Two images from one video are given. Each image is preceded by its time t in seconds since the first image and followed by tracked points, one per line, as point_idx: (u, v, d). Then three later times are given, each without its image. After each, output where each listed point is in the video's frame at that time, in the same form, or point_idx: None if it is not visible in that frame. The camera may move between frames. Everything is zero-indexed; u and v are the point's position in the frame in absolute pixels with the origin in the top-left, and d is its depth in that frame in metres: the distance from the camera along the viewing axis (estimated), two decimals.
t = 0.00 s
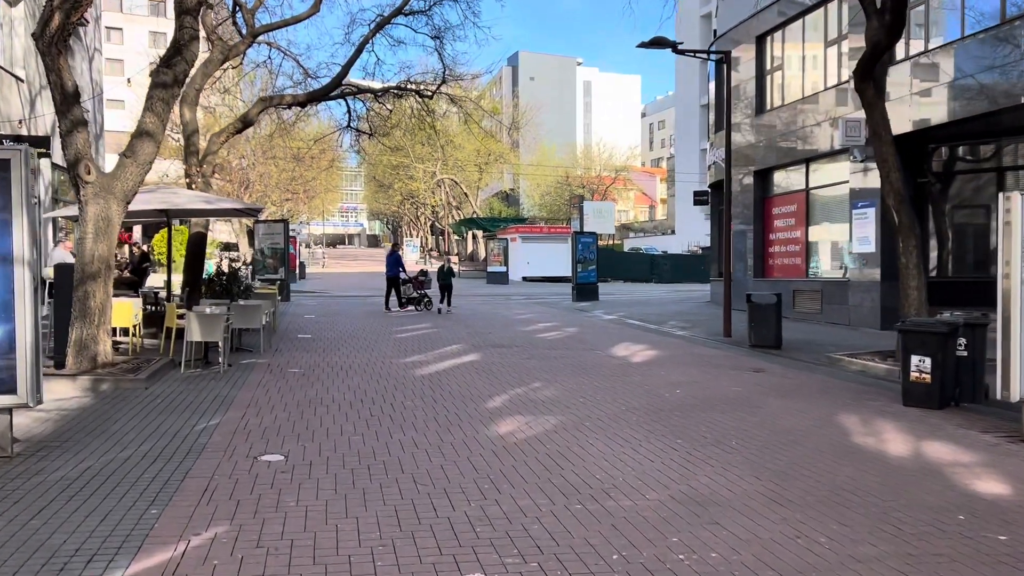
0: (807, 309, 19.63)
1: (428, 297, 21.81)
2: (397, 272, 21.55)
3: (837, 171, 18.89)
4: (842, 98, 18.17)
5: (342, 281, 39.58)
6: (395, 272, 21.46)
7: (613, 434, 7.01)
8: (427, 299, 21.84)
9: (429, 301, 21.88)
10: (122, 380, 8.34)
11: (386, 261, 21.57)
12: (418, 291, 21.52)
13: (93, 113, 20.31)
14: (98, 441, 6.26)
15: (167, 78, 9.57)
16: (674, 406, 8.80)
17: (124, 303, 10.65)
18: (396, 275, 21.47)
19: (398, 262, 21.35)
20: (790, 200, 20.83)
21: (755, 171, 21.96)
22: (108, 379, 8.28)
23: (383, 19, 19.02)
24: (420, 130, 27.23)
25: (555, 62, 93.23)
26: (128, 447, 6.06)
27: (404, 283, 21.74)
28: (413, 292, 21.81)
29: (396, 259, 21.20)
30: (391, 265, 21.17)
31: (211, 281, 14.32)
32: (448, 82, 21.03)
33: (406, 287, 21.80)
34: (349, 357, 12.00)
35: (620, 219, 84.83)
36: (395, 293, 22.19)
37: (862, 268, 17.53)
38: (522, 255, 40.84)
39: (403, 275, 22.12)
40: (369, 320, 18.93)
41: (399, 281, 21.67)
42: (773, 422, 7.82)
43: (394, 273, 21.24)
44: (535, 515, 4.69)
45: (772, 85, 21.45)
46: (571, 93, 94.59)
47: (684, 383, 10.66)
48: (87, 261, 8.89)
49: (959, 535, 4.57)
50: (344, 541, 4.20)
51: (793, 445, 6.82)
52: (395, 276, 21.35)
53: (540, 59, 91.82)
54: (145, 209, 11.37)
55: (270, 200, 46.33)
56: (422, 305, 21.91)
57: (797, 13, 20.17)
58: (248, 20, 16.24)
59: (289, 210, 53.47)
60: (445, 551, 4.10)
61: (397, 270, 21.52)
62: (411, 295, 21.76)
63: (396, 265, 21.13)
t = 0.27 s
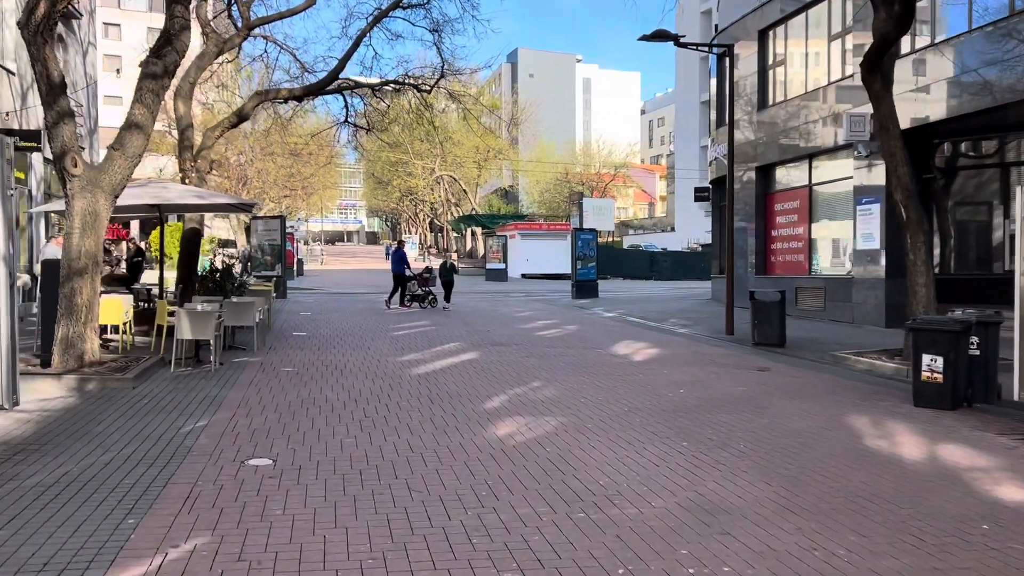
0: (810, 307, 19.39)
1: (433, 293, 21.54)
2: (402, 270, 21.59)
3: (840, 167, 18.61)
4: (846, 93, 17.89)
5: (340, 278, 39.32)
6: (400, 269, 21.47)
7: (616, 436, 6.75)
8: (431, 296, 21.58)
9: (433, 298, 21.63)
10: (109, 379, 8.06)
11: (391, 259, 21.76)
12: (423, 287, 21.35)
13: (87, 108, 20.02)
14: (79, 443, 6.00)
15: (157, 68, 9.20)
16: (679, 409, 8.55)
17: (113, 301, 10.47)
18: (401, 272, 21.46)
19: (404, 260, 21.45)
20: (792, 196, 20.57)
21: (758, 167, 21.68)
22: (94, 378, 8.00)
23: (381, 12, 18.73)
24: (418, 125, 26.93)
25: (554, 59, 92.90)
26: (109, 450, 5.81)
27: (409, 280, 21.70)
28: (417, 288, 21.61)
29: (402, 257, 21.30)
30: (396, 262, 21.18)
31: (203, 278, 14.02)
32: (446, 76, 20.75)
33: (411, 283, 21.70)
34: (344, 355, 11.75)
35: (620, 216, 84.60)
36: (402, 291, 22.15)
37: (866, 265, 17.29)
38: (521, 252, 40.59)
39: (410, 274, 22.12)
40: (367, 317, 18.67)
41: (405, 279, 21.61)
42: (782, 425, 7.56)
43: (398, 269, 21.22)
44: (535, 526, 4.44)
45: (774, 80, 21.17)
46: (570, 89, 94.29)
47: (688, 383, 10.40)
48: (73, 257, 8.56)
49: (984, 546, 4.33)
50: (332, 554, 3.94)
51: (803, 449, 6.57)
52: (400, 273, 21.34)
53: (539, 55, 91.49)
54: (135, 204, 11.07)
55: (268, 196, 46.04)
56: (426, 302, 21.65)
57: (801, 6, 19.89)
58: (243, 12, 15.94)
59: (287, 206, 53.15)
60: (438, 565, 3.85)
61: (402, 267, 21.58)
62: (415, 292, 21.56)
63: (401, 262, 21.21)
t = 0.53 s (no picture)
0: (815, 308, 19.15)
1: (438, 294, 21.34)
2: (408, 270, 21.47)
3: (846, 166, 18.34)
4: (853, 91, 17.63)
5: (339, 277, 39.07)
6: (405, 269, 21.32)
7: (621, 446, 6.51)
8: (437, 296, 21.38)
9: (439, 299, 21.44)
10: (97, 384, 7.80)
11: (397, 259, 21.63)
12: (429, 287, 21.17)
13: (82, 105, 19.75)
14: (60, 453, 5.77)
15: (148, 64, 8.91)
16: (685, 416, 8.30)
17: (104, 302, 10.27)
18: (407, 272, 21.32)
19: (410, 261, 21.28)
20: (796, 195, 20.31)
21: (761, 166, 21.40)
22: (82, 383, 7.75)
23: (380, 9, 18.48)
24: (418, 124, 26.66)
25: (555, 57, 92.61)
26: (91, 460, 5.57)
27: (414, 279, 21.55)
28: (423, 288, 21.42)
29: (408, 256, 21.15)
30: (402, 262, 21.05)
31: (197, 279, 13.74)
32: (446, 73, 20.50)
33: (417, 283, 21.54)
34: (341, 358, 11.50)
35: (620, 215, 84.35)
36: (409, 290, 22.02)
37: (872, 266, 17.05)
38: (522, 252, 40.34)
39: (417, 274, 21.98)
40: (365, 318, 18.41)
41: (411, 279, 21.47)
42: (792, 433, 7.32)
43: (404, 269, 21.08)
44: (535, 545, 4.20)
45: (778, 78, 20.91)
46: (571, 88, 94.01)
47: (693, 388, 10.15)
48: (61, 258, 8.27)
49: (1013, 568, 4.10)
50: None
51: (815, 460, 6.33)
52: (405, 273, 21.19)
53: (540, 54, 91.19)
54: (126, 203, 10.78)
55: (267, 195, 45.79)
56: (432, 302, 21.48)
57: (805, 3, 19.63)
58: (240, 8, 15.68)
59: (286, 205, 52.87)
60: None
61: (408, 268, 21.44)
62: (421, 292, 21.37)
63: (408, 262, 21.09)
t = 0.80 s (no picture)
0: (822, 308, 18.86)
1: (447, 294, 21.17)
2: (416, 269, 21.31)
3: (855, 164, 18.03)
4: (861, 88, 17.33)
5: (342, 276, 38.83)
6: (414, 268, 21.17)
7: (630, 452, 6.23)
8: (446, 296, 21.21)
9: (448, 299, 21.29)
10: (87, 385, 7.53)
11: (406, 259, 21.50)
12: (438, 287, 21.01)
13: (80, 101, 19.51)
14: (43, 456, 5.50)
15: (142, 55, 8.63)
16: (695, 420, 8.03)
17: (97, 300, 10.02)
18: (416, 272, 21.17)
19: (419, 260, 21.14)
20: (804, 194, 20.01)
21: (768, 164, 21.09)
22: (72, 383, 7.49)
23: (383, 3, 18.22)
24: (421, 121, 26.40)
25: (559, 57, 92.36)
26: (74, 464, 5.31)
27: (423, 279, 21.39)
28: (432, 288, 21.24)
29: (418, 255, 20.97)
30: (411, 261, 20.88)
31: (195, 277, 13.47)
32: (449, 69, 20.25)
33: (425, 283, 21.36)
34: (340, 359, 11.23)
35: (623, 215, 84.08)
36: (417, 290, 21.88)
37: (882, 266, 16.74)
38: (525, 251, 40.10)
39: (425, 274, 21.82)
40: (366, 317, 18.16)
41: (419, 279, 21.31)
42: (808, 438, 7.05)
43: (412, 268, 20.91)
44: (542, 559, 3.94)
45: (785, 75, 20.60)
46: (574, 87, 93.74)
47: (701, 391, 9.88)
48: (51, 254, 7.99)
49: None
50: None
51: (834, 467, 6.06)
52: (414, 272, 21.04)
53: (544, 53, 90.93)
54: (119, 199, 10.51)
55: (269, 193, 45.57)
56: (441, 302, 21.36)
57: None
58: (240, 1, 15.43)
59: (288, 204, 52.65)
60: None
61: (417, 267, 21.29)
62: (430, 292, 21.20)
63: (417, 261, 20.95)
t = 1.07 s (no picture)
0: (835, 312, 18.52)
1: (462, 295, 21.02)
2: (429, 270, 21.13)
3: (869, 164, 17.66)
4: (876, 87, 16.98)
5: (348, 276, 38.64)
6: (427, 269, 20.97)
7: (643, 467, 5.94)
8: (461, 296, 21.05)
9: (463, 299, 21.14)
10: (80, 391, 7.25)
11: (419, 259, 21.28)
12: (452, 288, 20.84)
13: (83, 99, 19.32)
14: (28, 467, 5.24)
15: (140, 50, 8.37)
16: (710, 431, 7.74)
17: (94, 302, 9.78)
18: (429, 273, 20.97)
19: (433, 260, 20.93)
20: (816, 195, 19.66)
21: (779, 164, 20.73)
22: (64, 389, 7.20)
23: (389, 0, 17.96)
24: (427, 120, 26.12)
25: (566, 57, 92.06)
26: (60, 477, 5.05)
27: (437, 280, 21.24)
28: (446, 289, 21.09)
29: (430, 256, 20.78)
30: (424, 262, 20.70)
31: (196, 277, 13.22)
32: (456, 68, 19.99)
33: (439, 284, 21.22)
34: (344, 362, 10.98)
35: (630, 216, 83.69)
36: (431, 291, 21.74)
37: (896, 268, 16.39)
38: (532, 252, 39.82)
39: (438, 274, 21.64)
40: (371, 319, 17.91)
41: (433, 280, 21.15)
42: (829, 451, 6.74)
43: (426, 269, 20.74)
44: None
45: (798, 74, 20.25)
46: (582, 87, 93.41)
47: (715, 399, 9.57)
48: (44, 255, 7.74)
49: None
50: None
51: (859, 484, 5.76)
52: (428, 273, 20.85)
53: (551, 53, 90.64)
54: (117, 198, 10.24)
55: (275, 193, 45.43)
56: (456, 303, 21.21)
57: None
58: None
59: (294, 203, 52.47)
60: None
61: (430, 267, 21.08)
62: (445, 293, 21.03)
63: (430, 262, 20.78)
